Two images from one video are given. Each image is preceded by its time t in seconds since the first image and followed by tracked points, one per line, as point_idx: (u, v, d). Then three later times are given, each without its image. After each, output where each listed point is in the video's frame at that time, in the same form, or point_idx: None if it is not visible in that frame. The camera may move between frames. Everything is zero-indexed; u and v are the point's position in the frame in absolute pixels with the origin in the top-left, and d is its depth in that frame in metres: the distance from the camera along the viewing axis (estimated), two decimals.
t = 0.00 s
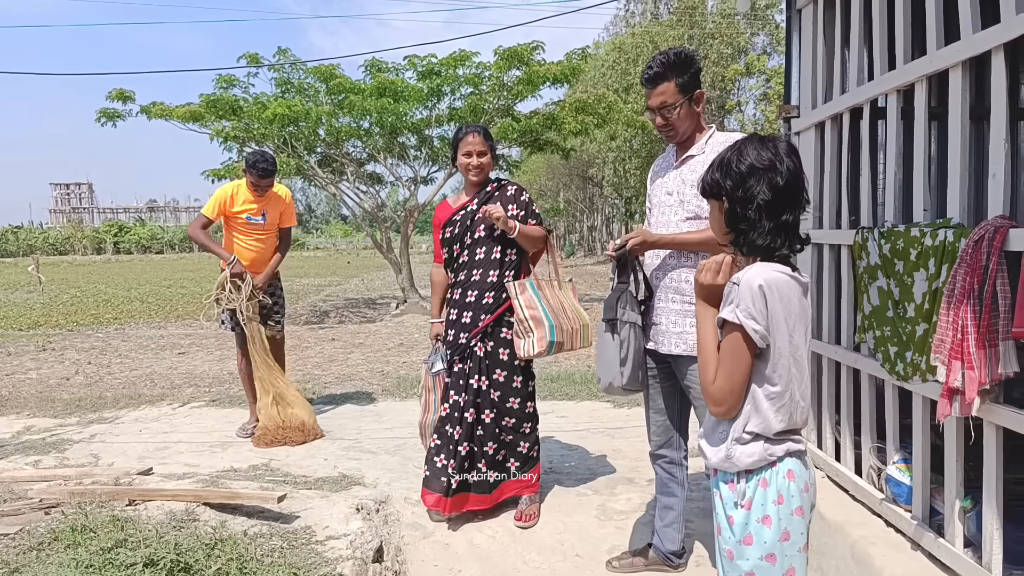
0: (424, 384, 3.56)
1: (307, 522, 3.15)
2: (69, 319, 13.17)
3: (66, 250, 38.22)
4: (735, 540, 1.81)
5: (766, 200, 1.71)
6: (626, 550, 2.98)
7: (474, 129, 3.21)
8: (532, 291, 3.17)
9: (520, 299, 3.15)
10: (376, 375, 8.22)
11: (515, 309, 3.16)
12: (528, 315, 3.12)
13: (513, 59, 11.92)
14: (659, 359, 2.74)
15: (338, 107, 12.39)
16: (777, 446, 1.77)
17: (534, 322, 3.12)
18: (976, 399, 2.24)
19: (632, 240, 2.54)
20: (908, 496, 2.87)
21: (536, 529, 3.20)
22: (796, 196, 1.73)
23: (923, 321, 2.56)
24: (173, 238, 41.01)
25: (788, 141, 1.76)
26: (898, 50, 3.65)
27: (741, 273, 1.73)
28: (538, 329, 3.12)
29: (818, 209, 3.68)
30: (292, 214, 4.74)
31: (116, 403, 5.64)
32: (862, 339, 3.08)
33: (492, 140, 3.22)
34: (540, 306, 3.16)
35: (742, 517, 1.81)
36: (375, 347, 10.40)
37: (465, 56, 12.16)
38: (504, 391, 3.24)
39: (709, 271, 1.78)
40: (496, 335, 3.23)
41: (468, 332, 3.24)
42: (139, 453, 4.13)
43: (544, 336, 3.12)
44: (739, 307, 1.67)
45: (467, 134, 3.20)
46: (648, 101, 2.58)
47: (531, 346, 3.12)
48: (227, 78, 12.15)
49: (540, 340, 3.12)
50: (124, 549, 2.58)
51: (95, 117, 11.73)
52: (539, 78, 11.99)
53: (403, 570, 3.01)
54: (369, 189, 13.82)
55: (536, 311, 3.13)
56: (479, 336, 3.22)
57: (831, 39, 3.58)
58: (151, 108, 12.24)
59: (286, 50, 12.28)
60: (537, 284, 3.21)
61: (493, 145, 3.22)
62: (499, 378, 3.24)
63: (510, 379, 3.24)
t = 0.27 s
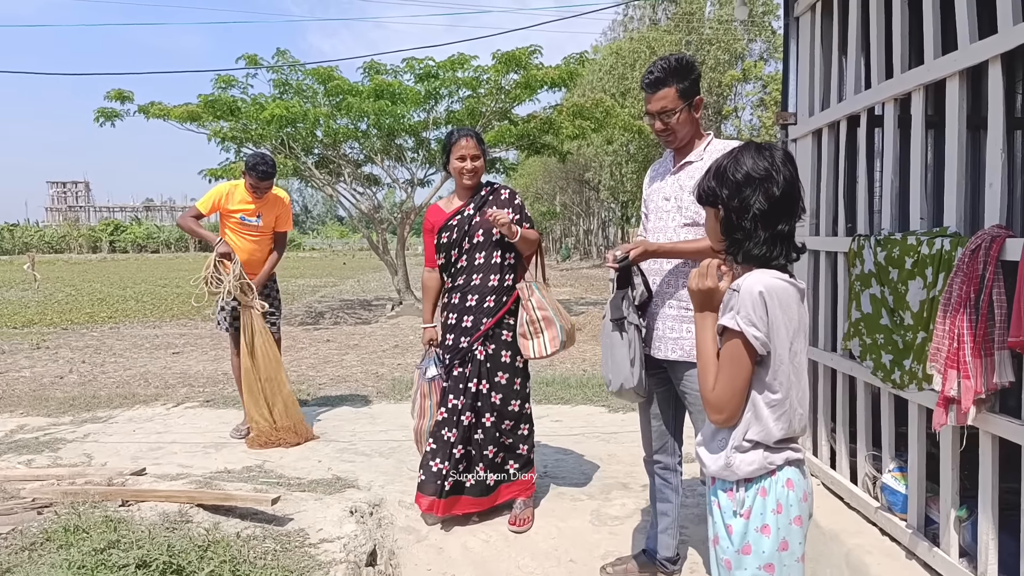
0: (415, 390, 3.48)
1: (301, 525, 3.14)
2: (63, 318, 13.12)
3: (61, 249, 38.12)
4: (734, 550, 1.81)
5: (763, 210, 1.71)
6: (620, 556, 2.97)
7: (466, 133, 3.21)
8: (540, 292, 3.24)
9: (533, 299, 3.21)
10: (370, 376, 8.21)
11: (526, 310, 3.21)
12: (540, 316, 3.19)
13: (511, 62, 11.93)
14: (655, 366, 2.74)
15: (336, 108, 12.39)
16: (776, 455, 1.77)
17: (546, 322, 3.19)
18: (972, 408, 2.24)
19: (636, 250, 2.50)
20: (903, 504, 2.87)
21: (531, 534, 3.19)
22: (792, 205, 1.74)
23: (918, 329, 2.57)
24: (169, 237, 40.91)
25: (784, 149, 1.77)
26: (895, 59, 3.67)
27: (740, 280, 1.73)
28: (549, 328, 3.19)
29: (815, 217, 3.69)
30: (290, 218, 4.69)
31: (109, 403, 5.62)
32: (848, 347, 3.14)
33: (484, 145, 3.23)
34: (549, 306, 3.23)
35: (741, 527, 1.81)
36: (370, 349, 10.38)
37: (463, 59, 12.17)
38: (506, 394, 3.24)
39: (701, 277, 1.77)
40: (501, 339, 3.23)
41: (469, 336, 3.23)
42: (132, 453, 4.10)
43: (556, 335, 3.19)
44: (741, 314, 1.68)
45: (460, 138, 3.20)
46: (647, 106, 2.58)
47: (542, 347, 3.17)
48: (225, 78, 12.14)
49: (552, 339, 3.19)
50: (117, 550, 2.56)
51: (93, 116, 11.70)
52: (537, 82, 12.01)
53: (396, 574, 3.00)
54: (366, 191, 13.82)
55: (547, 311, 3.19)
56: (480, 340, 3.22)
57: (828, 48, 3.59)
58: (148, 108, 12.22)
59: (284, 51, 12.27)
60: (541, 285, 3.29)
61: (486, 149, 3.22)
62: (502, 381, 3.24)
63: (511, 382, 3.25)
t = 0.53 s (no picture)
0: (412, 395, 3.36)
1: (301, 525, 3.13)
2: (64, 316, 13.13)
3: (62, 247, 38.16)
4: (738, 558, 1.81)
5: (770, 218, 1.72)
6: (619, 561, 2.97)
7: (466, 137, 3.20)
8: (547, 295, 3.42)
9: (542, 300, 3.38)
10: (369, 378, 8.21)
11: (535, 311, 3.35)
12: (550, 316, 3.36)
13: (513, 67, 11.95)
14: (657, 372, 2.73)
15: (339, 110, 12.40)
16: (782, 462, 1.77)
17: (554, 322, 3.36)
18: (976, 419, 2.24)
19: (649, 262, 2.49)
20: (905, 514, 2.87)
21: (530, 537, 3.18)
22: (799, 213, 1.74)
23: (921, 338, 2.57)
24: (170, 237, 40.92)
25: (790, 157, 1.77)
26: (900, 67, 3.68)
27: (752, 286, 1.73)
28: (557, 329, 3.36)
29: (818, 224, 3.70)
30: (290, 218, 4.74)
31: (110, 401, 5.61)
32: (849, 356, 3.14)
33: (483, 147, 3.23)
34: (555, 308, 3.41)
35: (745, 534, 1.81)
36: (369, 351, 10.38)
37: (466, 63, 12.20)
38: (514, 396, 3.27)
39: (710, 283, 1.76)
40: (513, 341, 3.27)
41: (479, 340, 3.22)
42: (132, 451, 4.10)
43: (564, 335, 3.36)
44: (753, 320, 1.68)
45: (458, 141, 3.20)
46: (654, 111, 2.58)
47: (553, 347, 3.34)
48: (229, 79, 12.16)
49: (560, 338, 3.35)
50: (118, 546, 2.56)
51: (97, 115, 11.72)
52: (539, 87, 12.03)
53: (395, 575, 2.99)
54: (367, 193, 13.83)
55: (556, 312, 3.38)
56: (490, 342, 3.22)
57: (834, 55, 3.60)
58: (153, 107, 12.24)
59: (288, 53, 12.30)
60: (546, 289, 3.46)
61: (484, 152, 3.23)
62: (511, 382, 3.26)
63: (520, 383, 3.29)
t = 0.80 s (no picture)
0: (415, 394, 3.40)
1: (306, 523, 3.13)
2: (71, 313, 13.19)
3: (69, 245, 38.35)
4: (750, 560, 1.81)
5: (779, 220, 1.72)
6: (624, 563, 2.96)
7: (477, 138, 3.21)
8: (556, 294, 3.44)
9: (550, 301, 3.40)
10: (374, 378, 8.22)
11: (545, 311, 3.37)
12: (559, 316, 3.40)
13: (519, 67, 11.96)
14: (663, 374, 2.73)
15: (345, 110, 12.43)
16: (795, 465, 1.78)
17: (563, 321, 3.40)
18: (985, 423, 2.24)
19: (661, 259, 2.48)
20: (912, 519, 2.87)
21: (534, 538, 3.18)
22: (808, 215, 1.74)
23: (930, 342, 2.56)
24: (177, 236, 41.08)
25: (798, 158, 1.77)
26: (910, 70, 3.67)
27: (767, 288, 1.73)
28: (566, 328, 3.41)
29: (827, 227, 3.69)
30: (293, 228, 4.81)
31: (117, 398, 5.64)
32: (863, 358, 3.11)
33: (492, 147, 3.22)
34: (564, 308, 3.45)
35: (757, 536, 1.81)
36: (374, 351, 10.40)
37: (473, 63, 12.21)
38: (520, 394, 3.28)
39: (723, 284, 1.76)
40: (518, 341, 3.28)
41: (485, 339, 3.23)
42: (139, 448, 4.11)
43: (572, 335, 3.42)
44: (770, 322, 1.68)
45: (467, 139, 3.19)
46: (662, 114, 2.59)
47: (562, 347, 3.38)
48: (236, 79, 12.21)
49: (568, 338, 3.41)
50: (125, 543, 2.57)
51: (105, 113, 11.77)
52: (545, 88, 12.03)
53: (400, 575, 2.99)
54: (373, 193, 13.86)
55: (565, 312, 3.42)
56: (496, 342, 3.23)
57: (844, 57, 3.59)
58: (161, 107, 12.30)
59: (295, 53, 12.33)
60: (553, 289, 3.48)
61: (493, 152, 3.22)
62: (514, 382, 3.27)
63: (525, 382, 3.30)
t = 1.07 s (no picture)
0: (421, 393, 3.38)
1: (312, 525, 3.14)
2: (76, 318, 13.25)
3: (74, 249, 38.50)
4: (763, 555, 1.80)
5: (783, 216, 1.72)
6: (630, 560, 2.96)
7: (486, 137, 3.21)
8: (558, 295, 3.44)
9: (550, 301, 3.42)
10: (379, 379, 8.23)
11: (546, 311, 3.40)
12: (561, 316, 3.41)
13: (521, 66, 11.96)
14: (668, 370, 2.73)
15: (347, 111, 12.44)
16: (809, 460, 1.78)
17: (564, 322, 3.41)
18: (991, 417, 2.23)
19: (660, 243, 2.52)
20: (918, 513, 2.85)
21: (541, 536, 3.18)
22: (812, 211, 1.74)
23: (935, 337, 2.55)
24: (181, 239, 41.20)
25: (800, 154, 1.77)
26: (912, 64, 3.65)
27: (778, 284, 1.73)
28: (568, 328, 3.41)
29: (830, 222, 3.68)
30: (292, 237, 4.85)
31: (123, 402, 5.65)
32: (871, 354, 3.10)
33: (501, 148, 3.22)
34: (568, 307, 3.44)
35: (771, 532, 1.80)
36: (379, 351, 10.41)
37: (474, 62, 12.21)
38: (525, 393, 3.30)
39: (733, 281, 1.74)
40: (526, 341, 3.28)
41: (492, 338, 3.23)
42: (145, 451, 4.12)
43: (574, 335, 3.41)
44: (782, 319, 1.68)
45: (477, 139, 3.19)
46: (666, 111, 2.59)
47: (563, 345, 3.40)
48: (238, 82, 12.23)
49: (570, 338, 3.40)
50: (132, 546, 2.58)
51: (108, 117, 11.80)
52: (547, 86, 12.03)
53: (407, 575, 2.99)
54: (376, 194, 13.87)
55: (567, 312, 3.42)
56: (504, 341, 3.23)
57: (846, 51, 3.58)
58: (163, 110, 12.33)
59: (296, 54, 12.35)
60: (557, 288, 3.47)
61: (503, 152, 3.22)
62: (518, 381, 3.27)
63: (531, 381, 3.31)
